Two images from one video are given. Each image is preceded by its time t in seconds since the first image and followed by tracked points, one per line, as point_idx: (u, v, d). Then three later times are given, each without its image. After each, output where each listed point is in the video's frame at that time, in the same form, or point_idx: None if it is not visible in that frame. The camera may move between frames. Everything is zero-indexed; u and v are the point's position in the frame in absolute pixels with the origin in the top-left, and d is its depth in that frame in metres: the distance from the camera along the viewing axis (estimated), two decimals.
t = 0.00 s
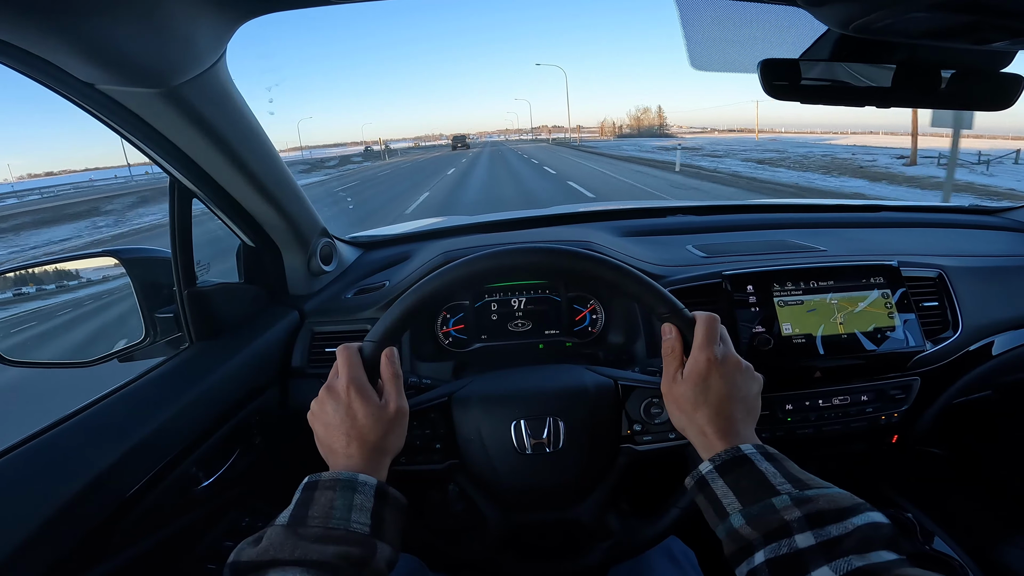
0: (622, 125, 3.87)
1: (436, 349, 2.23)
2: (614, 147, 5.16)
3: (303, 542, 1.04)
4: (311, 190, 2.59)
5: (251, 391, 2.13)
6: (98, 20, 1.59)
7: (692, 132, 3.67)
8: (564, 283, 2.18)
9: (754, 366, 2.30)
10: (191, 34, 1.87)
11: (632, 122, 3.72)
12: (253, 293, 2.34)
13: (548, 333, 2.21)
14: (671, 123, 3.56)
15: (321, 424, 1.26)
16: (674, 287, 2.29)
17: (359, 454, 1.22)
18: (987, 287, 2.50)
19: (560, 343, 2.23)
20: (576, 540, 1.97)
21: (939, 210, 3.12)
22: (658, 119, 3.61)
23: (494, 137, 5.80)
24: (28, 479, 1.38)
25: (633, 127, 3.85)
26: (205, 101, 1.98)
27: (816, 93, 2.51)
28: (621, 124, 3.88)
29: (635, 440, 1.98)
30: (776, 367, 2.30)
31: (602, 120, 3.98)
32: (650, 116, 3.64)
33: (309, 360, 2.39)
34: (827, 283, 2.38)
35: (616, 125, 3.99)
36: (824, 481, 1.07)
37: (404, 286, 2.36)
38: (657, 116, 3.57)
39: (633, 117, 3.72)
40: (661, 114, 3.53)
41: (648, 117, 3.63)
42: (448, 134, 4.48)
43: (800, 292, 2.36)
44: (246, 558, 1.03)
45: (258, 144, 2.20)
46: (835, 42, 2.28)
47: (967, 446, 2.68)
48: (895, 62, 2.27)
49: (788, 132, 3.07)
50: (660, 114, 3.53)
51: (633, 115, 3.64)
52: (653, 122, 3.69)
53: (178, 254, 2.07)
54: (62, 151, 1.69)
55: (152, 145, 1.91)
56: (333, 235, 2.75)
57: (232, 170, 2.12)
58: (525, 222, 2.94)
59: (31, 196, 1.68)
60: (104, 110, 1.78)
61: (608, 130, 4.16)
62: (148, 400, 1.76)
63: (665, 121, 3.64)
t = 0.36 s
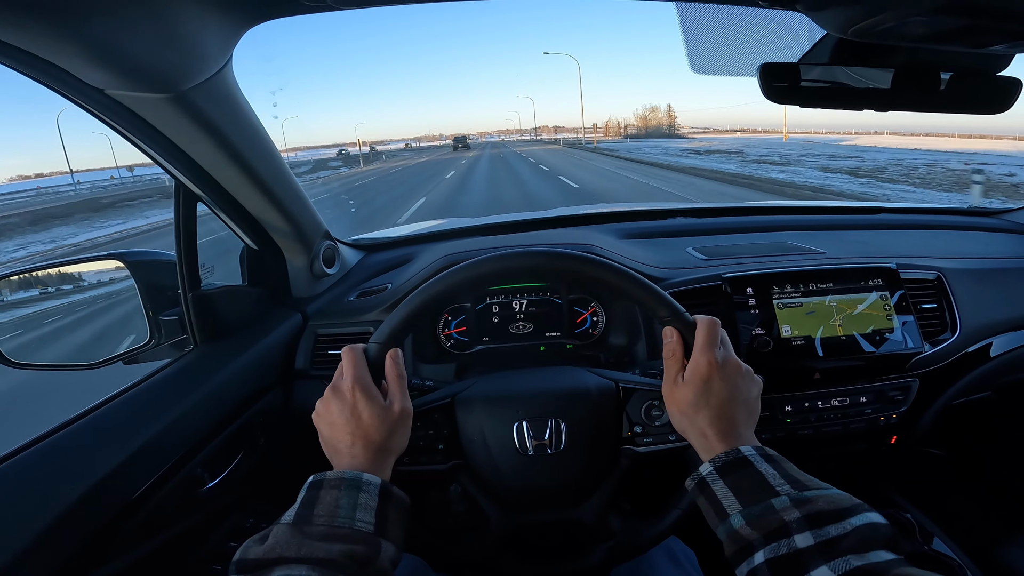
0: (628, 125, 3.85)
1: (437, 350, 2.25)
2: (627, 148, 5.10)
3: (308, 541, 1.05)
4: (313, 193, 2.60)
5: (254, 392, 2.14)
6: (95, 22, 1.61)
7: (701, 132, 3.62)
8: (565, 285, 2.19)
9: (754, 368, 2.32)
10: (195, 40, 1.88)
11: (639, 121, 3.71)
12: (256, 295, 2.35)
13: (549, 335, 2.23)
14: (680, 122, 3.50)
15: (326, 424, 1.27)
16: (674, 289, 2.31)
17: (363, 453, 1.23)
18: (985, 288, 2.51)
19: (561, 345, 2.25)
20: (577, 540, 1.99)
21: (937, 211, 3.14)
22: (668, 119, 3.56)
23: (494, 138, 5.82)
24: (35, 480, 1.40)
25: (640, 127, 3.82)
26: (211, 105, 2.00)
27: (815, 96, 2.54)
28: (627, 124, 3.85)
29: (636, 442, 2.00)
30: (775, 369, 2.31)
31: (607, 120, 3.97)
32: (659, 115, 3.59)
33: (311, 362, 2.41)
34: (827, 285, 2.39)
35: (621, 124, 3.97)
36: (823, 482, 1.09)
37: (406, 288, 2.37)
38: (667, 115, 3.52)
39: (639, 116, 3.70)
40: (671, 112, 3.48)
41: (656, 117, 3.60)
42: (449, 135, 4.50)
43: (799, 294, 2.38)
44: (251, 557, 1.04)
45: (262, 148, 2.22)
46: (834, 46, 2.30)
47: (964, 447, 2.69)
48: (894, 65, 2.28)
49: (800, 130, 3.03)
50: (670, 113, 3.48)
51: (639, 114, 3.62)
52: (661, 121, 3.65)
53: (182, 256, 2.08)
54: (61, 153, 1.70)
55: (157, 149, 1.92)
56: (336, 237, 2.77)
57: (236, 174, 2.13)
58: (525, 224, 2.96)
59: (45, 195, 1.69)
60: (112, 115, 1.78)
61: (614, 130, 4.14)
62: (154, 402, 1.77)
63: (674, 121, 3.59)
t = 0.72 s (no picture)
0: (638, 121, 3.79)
1: (439, 349, 2.23)
2: (664, 152, 4.92)
3: (305, 541, 1.04)
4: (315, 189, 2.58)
5: (254, 389, 2.13)
6: (105, 16, 1.59)
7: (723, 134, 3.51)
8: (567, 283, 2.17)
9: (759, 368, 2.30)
10: (197, 33, 1.85)
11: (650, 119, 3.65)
12: (257, 292, 2.34)
13: (552, 334, 2.21)
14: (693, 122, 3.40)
15: (326, 422, 1.26)
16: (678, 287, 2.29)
17: (363, 453, 1.22)
18: (991, 289, 2.49)
19: (563, 344, 2.23)
20: (577, 541, 1.96)
21: (943, 211, 3.11)
22: (682, 118, 3.46)
23: (497, 136, 5.78)
24: (32, 474, 1.39)
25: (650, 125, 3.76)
26: (212, 99, 1.98)
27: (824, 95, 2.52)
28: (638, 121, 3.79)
29: (638, 441, 1.98)
30: (780, 369, 2.29)
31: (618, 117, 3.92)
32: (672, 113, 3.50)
33: (313, 359, 2.40)
34: (833, 284, 2.37)
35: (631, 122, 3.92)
36: (830, 483, 1.06)
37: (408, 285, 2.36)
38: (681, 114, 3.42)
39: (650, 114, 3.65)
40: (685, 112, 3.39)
41: (668, 115, 3.52)
42: (452, 133, 4.48)
43: (804, 294, 2.36)
44: (249, 557, 1.03)
45: (263, 142, 2.20)
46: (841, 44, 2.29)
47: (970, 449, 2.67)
48: (902, 63, 2.27)
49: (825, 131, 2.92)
50: (684, 112, 3.39)
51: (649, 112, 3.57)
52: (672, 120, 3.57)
53: (183, 252, 2.06)
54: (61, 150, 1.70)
55: (157, 142, 1.91)
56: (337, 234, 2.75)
57: (237, 169, 2.12)
58: (528, 222, 2.94)
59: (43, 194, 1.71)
60: (112, 107, 1.78)
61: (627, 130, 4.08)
62: (153, 398, 1.77)
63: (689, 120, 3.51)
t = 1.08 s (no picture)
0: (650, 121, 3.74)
1: (440, 352, 2.26)
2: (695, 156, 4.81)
3: (305, 538, 1.06)
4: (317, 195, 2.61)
5: (257, 392, 2.15)
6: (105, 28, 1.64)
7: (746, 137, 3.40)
8: (568, 290, 2.18)
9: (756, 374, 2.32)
10: (197, 40, 1.90)
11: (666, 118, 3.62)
12: (260, 296, 2.37)
13: (552, 338, 2.23)
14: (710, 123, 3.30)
15: (327, 423, 1.28)
16: (676, 293, 2.30)
17: (363, 454, 1.25)
18: (991, 294, 2.49)
19: (562, 348, 2.25)
20: (573, 544, 1.98)
21: (944, 216, 3.11)
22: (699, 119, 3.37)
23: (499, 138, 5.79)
24: (36, 475, 1.41)
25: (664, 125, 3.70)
26: (217, 108, 2.02)
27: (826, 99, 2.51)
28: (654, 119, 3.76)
29: (635, 446, 1.99)
30: (778, 374, 2.30)
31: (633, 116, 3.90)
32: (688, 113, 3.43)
33: (315, 362, 2.42)
34: (830, 290, 2.38)
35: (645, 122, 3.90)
36: (822, 489, 1.08)
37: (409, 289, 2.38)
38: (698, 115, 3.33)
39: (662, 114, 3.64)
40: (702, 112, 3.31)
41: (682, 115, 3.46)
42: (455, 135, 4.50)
43: (802, 300, 2.36)
44: (249, 553, 1.05)
45: (267, 149, 2.23)
46: (840, 49, 2.29)
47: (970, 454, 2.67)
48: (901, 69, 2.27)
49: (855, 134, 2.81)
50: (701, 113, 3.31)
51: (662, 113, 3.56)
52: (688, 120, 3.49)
53: (189, 255, 2.10)
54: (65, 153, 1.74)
55: (164, 150, 1.94)
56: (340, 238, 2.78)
57: (242, 176, 2.15)
58: (529, 227, 2.96)
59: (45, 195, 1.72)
60: (120, 117, 1.81)
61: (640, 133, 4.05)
62: (158, 402, 1.79)
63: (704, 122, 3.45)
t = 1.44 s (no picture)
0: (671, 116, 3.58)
1: (455, 344, 2.20)
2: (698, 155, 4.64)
3: (331, 539, 1.02)
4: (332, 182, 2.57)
5: (272, 385, 2.12)
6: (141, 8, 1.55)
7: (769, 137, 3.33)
8: (587, 280, 2.14)
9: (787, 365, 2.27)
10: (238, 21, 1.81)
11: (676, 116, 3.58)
12: (271, 285, 2.33)
13: (571, 330, 2.20)
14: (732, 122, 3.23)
15: (349, 417, 1.24)
16: (708, 281, 2.27)
17: (388, 449, 1.20)
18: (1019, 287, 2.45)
19: (582, 339, 2.21)
20: (598, 539, 1.95)
21: (964, 210, 3.08)
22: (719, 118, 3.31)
23: (506, 135, 5.74)
24: (50, 469, 1.38)
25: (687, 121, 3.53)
26: (240, 86, 1.95)
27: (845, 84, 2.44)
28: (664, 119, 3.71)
29: (668, 438, 1.93)
30: (806, 367, 2.26)
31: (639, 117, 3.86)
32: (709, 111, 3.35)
33: (331, 353, 2.37)
34: (861, 281, 2.34)
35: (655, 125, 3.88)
36: (872, 479, 1.04)
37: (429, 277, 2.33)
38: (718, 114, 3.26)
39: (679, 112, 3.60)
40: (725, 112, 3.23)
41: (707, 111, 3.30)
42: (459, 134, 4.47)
43: (832, 290, 2.32)
44: (274, 556, 1.01)
45: (288, 131, 2.18)
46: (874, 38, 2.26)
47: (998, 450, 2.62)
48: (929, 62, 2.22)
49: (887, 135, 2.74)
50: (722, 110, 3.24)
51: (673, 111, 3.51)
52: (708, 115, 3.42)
53: (202, 245, 2.06)
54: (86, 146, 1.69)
55: (183, 129, 1.89)
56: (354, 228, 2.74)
57: (260, 159, 2.11)
58: (545, 218, 2.92)
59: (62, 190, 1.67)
60: (138, 90, 1.75)
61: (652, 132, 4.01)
62: (174, 393, 1.76)
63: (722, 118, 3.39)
